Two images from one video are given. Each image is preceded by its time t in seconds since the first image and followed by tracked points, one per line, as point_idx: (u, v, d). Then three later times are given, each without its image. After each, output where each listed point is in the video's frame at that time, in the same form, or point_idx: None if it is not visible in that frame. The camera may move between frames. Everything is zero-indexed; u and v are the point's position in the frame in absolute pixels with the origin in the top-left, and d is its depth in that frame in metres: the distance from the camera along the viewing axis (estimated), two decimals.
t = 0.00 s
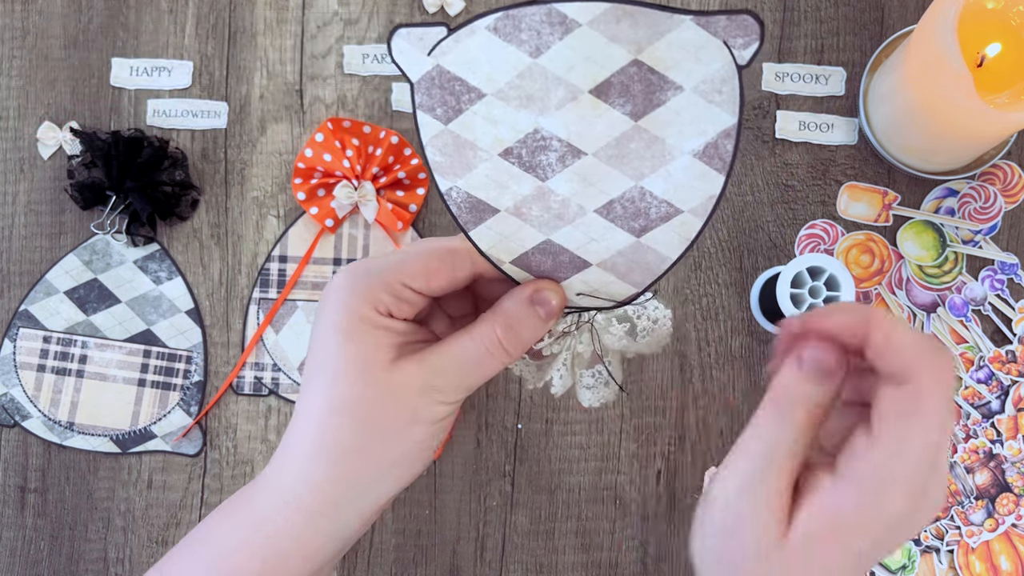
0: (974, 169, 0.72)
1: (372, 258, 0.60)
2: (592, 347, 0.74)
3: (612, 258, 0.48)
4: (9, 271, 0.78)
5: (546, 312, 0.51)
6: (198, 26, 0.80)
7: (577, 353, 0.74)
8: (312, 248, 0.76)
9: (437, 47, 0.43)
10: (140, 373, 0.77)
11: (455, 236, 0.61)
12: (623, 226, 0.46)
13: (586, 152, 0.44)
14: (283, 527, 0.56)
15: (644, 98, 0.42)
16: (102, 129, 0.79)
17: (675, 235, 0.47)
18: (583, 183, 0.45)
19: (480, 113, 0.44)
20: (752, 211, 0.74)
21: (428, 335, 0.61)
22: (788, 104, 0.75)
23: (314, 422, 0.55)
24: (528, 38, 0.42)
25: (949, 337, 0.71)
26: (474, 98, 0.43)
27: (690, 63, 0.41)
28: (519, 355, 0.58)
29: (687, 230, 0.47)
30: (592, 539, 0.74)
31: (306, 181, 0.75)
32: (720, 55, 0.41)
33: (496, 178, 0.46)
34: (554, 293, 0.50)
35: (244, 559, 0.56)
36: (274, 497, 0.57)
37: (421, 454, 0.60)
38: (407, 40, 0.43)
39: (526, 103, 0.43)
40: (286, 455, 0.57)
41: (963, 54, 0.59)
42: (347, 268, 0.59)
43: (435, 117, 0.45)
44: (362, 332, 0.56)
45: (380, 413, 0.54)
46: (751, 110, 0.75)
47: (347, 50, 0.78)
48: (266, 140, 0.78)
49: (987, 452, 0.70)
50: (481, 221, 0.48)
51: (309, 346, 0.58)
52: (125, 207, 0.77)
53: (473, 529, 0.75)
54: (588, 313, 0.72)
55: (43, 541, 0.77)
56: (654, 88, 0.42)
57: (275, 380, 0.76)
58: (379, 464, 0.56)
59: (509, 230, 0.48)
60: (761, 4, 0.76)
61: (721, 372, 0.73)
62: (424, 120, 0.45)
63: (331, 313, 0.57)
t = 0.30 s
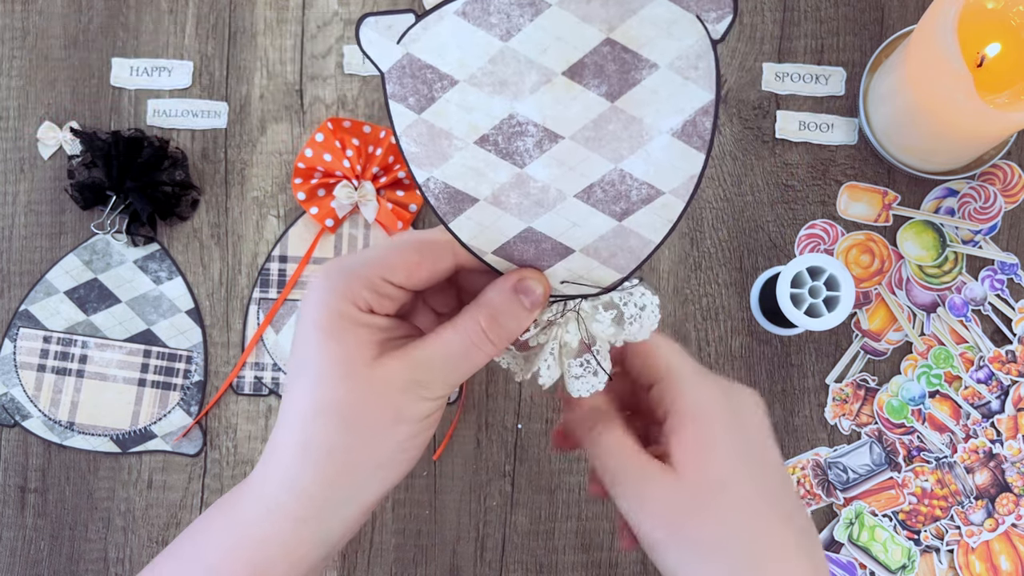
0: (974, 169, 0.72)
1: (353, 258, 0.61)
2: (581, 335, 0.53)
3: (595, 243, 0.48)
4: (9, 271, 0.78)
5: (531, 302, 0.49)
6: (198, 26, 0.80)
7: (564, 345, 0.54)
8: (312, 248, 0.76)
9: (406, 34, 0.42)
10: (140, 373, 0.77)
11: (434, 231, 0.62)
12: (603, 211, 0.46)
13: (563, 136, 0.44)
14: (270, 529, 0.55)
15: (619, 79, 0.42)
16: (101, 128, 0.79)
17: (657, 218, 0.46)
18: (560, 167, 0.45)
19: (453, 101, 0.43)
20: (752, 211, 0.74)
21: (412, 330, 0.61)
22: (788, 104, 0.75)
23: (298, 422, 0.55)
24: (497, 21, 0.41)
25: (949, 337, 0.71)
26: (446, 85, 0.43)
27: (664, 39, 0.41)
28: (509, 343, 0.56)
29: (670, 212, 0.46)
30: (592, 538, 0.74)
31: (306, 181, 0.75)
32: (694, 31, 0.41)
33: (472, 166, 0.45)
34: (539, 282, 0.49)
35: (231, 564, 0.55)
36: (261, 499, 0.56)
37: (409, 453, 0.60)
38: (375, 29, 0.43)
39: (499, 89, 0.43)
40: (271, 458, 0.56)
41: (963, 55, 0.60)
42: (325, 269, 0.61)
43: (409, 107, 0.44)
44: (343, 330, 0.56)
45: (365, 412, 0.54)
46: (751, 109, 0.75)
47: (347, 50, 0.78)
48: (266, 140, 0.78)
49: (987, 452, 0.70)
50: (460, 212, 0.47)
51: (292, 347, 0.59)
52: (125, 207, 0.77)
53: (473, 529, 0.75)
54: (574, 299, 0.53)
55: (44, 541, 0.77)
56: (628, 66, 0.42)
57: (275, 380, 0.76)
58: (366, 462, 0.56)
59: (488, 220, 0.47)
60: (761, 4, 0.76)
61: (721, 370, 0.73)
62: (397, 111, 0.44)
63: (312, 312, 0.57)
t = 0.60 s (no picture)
0: (974, 169, 0.72)
1: (347, 260, 0.61)
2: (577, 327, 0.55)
3: (591, 240, 0.47)
4: (8, 272, 0.78)
5: (529, 299, 0.50)
6: (197, 27, 0.80)
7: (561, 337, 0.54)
8: (312, 248, 0.76)
9: (399, 40, 0.41)
10: (140, 373, 0.77)
11: (429, 230, 0.62)
12: (601, 207, 0.45)
13: (560, 137, 0.43)
14: (270, 532, 0.55)
15: (618, 81, 0.41)
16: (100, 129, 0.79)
17: (655, 214, 0.45)
18: (557, 168, 0.44)
19: (449, 105, 0.42)
20: (752, 211, 0.74)
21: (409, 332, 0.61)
22: (788, 104, 0.75)
23: (299, 425, 0.55)
24: (495, 26, 0.40)
25: (949, 337, 0.71)
26: (443, 90, 0.42)
27: (664, 42, 0.39)
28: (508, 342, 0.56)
29: (666, 208, 0.45)
30: (592, 538, 0.74)
31: (306, 181, 0.75)
32: (694, 34, 0.39)
33: (468, 167, 0.44)
34: (537, 280, 0.49)
35: (230, 567, 0.55)
36: (261, 502, 0.56)
37: (409, 457, 0.60)
38: (367, 36, 0.41)
39: (496, 93, 0.41)
40: (271, 461, 0.56)
41: (963, 55, 0.60)
42: (319, 272, 0.60)
43: (403, 112, 0.43)
44: (341, 335, 0.56)
45: (365, 416, 0.54)
46: (751, 109, 0.75)
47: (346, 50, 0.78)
48: (266, 140, 0.78)
49: (987, 452, 0.70)
50: (456, 213, 0.47)
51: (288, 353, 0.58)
52: (126, 207, 0.77)
53: (473, 529, 0.75)
54: (573, 294, 0.54)
55: (43, 541, 0.77)
56: (628, 70, 0.40)
57: (275, 380, 0.76)
58: (366, 467, 0.55)
59: (484, 220, 0.47)
60: (761, 4, 0.76)
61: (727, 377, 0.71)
62: (390, 116, 0.43)
63: (307, 319, 0.57)
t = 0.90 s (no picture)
0: (974, 169, 0.72)
1: (348, 255, 0.60)
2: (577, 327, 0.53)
3: (590, 236, 0.47)
4: (8, 272, 0.78)
5: (529, 297, 0.49)
6: (197, 27, 0.80)
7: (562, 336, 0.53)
8: (312, 248, 0.76)
9: (401, 33, 0.41)
10: (140, 373, 0.77)
11: (430, 226, 0.61)
12: (599, 203, 0.46)
13: (558, 131, 0.43)
14: (270, 528, 0.55)
15: (614, 74, 0.41)
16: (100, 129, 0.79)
17: (653, 210, 0.45)
18: (556, 162, 0.44)
19: (449, 98, 0.42)
20: (752, 211, 0.74)
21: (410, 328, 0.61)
22: (788, 104, 0.75)
23: (298, 420, 0.55)
24: (494, 19, 0.40)
25: (949, 337, 0.71)
26: (443, 83, 0.42)
27: (657, 35, 0.40)
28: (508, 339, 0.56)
29: (664, 204, 0.45)
30: (592, 538, 0.74)
31: (306, 181, 0.75)
32: (688, 26, 0.40)
33: (468, 161, 0.44)
34: (537, 277, 0.48)
35: (230, 564, 0.55)
36: (260, 498, 0.56)
37: (410, 449, 0.59)
38: (368, 29, 0.41)
39: (495, 86, 0.42)
40: (271, 457, 0.56)
41: (962, 54, 0.60)
42: (320, 267, 0.60)
43: (404, 105, 0.43)
44: (341, 328, 0.56)
45: (364, 409, 0.54)
46: (751, 109, 0.75)
47: (347, 50, 0.78)
48: (266, 140, 0.78)
49: (987, 452, 0.70)
50: (457, 208, 0.46)
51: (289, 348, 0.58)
52: (125, 207, 0.77)
53: (473, 529, 0.75)
54: (573, 291, 0.52)
55: (44, 541, 0.77)
56: (623, 63, 0.41)
57: (275, 380, 0.76)
58: (365, 460, 0.55)
59: (485, 215, 0.46)
60: (761, 4, 0.76)
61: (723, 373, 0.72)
62: (391, 110, 0.43)
63: (308, 313, 0.57)
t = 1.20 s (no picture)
0: (974, 169, 0.72)
1: (351, 254, 0.60)
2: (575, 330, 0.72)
3: (590, 234, 0.49)
4: (8, 272, 0.78)
5: (531, 295, 0.50)
6: (197, 27, 0.80)
7: (562, 335, 0.72)
8: (312, 248, 0.76)
9: (406, 31, 0.44)
10: (140, 373, 0.77)
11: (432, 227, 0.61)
12: (598, 200, 0.48)
13: (559, 128, 0.46)
14: (270, 527, 0.55)
15: (613, 69, 0.44)
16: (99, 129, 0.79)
17: (651, 208, 0.48)
18: (557, 159, 0.47)
19: (453, 96, 0.45)
20: (752, 211, 0.74)
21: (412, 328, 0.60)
22: (788, 104, 0.75)
23: (298, 420, 0.55)
24: (496, 17, 0.43)
25: (949, 337, 0.71)
26: (446, 80, 0.45)
27: (654, 30, 0.44)
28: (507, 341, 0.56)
29: (661, 201, 0.48)
30: (592, 538, 0.74)
31: (307, 181, 0.75)
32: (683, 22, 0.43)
33: (470, 159, 0.47)
34: (537, 275, 0.50)
35: (230, 564, 0.55)
36: (260, 498, 0.56)
37: (410, 450, 0.59)
38: (376, 27, 0.44)
39: (498, 83, 0.45)
40: (273, 457, 0.56)
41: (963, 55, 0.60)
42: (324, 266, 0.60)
43: (409, 103, 0.46)
44: (342, 325, 0.56)
45: (366, 407, 0.54)
46: (751, 109, 0.75)
47: (347, 50, 0.78)
48: (266, 140, 0.78)
49: (987, 452, 0.70)
50: (459, 207, 0.48)
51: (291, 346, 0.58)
52: (125, 207, 0.77)
53: (473, 529, 0.75)
54: (570, 295, 0.68)
55: (43, 541, 0.77)
56: (622, 58, 0.44)
57: (275, 380, 0.76)
58: (365, 458, 0.56)
59: (486, 214, 0.48)
60: (761, 4, 0.76)
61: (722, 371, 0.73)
62: (396, 107, 0.46)
63: (310, 311, 0.57)
